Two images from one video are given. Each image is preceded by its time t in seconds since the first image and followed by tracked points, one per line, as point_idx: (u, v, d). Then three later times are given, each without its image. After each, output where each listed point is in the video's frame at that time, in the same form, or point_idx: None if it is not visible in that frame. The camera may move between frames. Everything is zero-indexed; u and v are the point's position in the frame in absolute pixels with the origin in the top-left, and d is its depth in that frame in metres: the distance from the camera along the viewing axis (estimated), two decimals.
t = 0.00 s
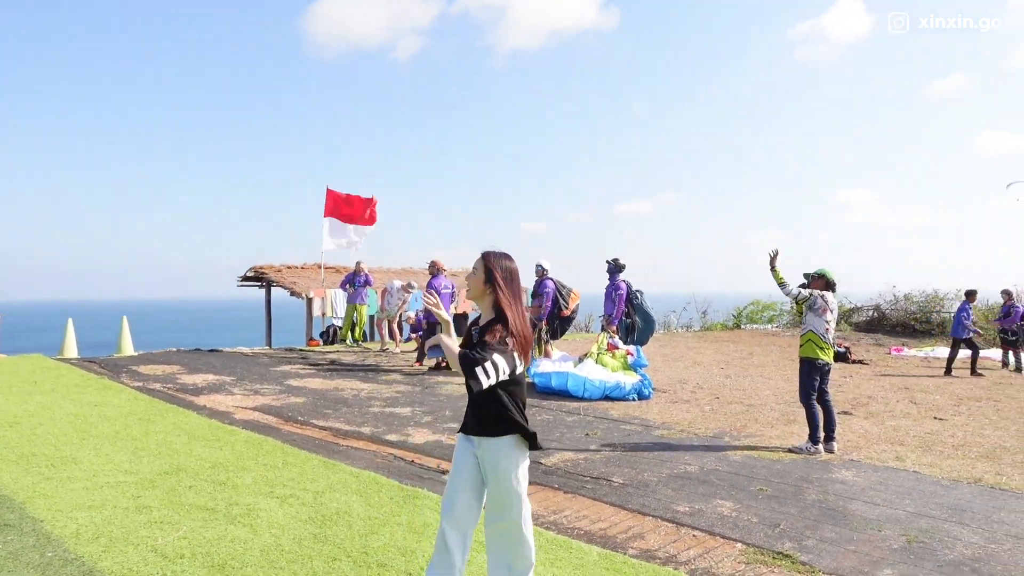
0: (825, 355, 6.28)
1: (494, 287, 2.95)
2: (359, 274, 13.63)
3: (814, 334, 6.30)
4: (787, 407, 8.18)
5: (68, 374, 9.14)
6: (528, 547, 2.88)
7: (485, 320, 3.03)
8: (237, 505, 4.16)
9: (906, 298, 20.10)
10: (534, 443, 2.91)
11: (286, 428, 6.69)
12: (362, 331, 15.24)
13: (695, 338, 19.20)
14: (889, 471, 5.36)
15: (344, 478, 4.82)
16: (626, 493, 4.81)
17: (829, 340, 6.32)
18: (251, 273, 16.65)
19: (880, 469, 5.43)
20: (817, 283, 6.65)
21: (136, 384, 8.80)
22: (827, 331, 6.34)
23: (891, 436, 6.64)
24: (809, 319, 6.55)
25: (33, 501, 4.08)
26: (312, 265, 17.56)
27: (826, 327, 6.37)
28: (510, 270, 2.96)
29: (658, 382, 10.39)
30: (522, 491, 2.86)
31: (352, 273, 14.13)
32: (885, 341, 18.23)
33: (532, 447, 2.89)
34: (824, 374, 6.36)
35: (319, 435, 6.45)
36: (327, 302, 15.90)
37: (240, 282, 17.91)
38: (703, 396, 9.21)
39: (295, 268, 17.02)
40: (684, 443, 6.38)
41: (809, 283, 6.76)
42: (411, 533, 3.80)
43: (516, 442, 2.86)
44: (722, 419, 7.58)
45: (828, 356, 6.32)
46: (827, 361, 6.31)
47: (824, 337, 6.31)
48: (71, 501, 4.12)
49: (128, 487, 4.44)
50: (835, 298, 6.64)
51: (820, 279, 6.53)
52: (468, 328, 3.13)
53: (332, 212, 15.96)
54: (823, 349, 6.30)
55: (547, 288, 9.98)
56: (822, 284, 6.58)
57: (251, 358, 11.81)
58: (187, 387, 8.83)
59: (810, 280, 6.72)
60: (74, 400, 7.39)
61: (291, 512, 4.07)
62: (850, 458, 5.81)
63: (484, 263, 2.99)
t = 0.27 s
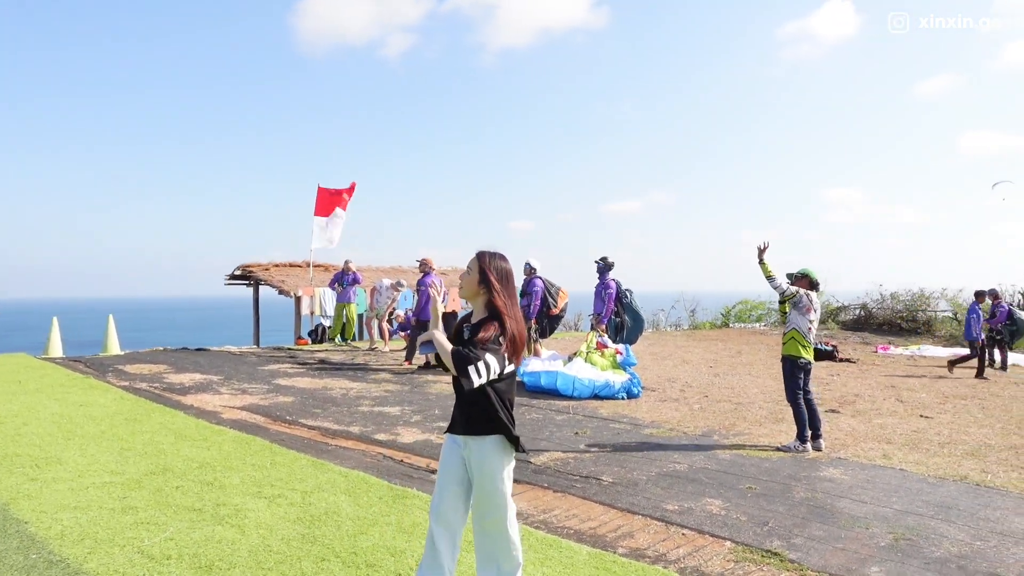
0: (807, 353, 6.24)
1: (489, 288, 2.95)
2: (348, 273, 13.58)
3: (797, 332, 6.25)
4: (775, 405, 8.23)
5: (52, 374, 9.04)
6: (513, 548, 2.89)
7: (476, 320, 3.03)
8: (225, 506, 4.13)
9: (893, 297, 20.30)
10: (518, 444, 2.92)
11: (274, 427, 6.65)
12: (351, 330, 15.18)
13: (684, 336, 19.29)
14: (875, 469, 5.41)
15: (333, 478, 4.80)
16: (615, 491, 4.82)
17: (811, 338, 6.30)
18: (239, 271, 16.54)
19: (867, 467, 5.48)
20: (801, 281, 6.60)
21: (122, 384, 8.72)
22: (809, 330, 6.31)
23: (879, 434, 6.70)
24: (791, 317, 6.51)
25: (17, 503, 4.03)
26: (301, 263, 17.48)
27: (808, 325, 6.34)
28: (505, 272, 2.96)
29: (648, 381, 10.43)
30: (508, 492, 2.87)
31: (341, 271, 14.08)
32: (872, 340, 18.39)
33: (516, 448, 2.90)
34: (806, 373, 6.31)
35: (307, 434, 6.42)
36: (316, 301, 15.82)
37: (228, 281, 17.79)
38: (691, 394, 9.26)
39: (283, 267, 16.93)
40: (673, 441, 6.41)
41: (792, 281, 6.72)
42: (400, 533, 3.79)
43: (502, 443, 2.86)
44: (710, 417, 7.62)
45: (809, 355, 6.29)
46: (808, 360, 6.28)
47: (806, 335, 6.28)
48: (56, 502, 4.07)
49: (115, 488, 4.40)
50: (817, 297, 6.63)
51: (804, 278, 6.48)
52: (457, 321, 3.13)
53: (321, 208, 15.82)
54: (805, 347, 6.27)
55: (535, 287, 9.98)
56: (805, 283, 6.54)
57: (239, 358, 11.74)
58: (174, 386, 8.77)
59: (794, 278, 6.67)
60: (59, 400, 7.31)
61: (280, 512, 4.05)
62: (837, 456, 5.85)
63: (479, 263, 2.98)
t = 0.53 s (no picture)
0: (788, 351, 6.37)
1: (479, 288, 2.95)
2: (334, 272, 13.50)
3: (779, 331, 6.37)
4: (761, 404, 8.29)
5: (34, 375, 8.92)
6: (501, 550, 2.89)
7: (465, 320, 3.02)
8: (211, 507, 4.09)
9: (876, 295, 20.53)
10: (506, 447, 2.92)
11: (260, 428, 6.60)
12: (338, 330, 15.11)
13: (670, 335, 19.39)
14: (861, 466, 5.47)
15: (320, 478, 4.78)
16: (603, 490, 4.83)
17: (792, 336, 6.42)
18: (224, 270, 16.41)
19: (852, 465, 5.53)
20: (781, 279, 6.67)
21: (106, 384, 8.62)
22: (791, 328, 6.43)
23: (863, 431, 6.77)
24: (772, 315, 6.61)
25: None
26: (287, 262, 17.37)
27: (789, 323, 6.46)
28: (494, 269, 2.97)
29: (635, 380, 10.47)
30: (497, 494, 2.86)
31: (327, 271, 14.00)
32: (856, 338, 18.59)
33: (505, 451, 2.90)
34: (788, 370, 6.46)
35: (294, 435, 6.38)
36: (302, 300, 15.74)
37: (212, 280, 17.63)
38: (678, 393, 9.30)
39: (268, 266, 16.82)
40: (661, 440, 6.43)
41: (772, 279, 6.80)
42: (388, 534, 3.78)
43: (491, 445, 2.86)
44: (697, 416, 7.66)
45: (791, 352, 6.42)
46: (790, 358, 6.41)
47: (788, 334, 6.43)
48: (39, 505, 4.02)
49: (99, 490, 4.35)
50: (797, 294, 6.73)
51: (785, 276, 6.56)
52: (444, 324, 3.10)
53: (308, 207, 15.70)
54: (787, 345, 6.39)
55: (520, 287, 9.99)
56: (786, 281, 6.62)
57: (224, 358, 11.64)
58: (158, 387, 8.68)
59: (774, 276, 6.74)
60: (41, 401, 7.21)
61: (267, 513, 4.02)
62: (823, 454, 5.91)
63: (467, 262, 2.98)
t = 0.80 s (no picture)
0: (768, 351, 6.38)
1: (470, 290, 2.94)
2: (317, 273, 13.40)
3: (758, 332, 6.40)
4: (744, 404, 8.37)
5: (9, 377, 8.75)
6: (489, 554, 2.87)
7: (455, 322, 3.01)
8: (194, 511, 4.04)
9: (856, 296, 20.81)
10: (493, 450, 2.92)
11: (242, 430, 6.54)
12: (320, 331, 14.99)
13: (653, 335, 19.49)
14: (842, 465, 5.54)
15: (305, 481, 4.74)
16: (589, 491, 4.84)
17: (771, 336, 6.44)
18: (205, 271, 16.21)
19: (834, 463, 5.60)
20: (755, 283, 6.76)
21: (84, 387, 8.49)
22: (769, 328, 6.47)
23: (844, 431, 6.86)
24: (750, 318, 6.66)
25: None
26: (268, 263, 17.22)
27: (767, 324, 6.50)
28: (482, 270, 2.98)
29: (619, 380, 10.51)
30: (483, 496, 2.85)
31: (309, 271, 13.90)
32: (836, 338, 18.82)
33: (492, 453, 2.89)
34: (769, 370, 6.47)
35: (277, 437, 6.32)
36: (284, 301, 15.60)
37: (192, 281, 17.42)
38: (662, 393, 9.36)
39: (249, 266, 16.66)
40: (645, 440, 6.46)
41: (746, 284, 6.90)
42: (374, 536, 3.76)
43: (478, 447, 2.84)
44: (681, 416, 7.71)
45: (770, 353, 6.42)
46: (770, 358, 6.41)
47: (767, 334, 6.42)
48: (17, 510, 3.95)
49: (78, 494, 4.27)
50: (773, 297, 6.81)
51: (759, 279, 6.65)
52: (432, 325, 3.09)
53: (288, 208, 15.59)
54: (766, 346, 6.41)
55: (503, 287, 10.00)
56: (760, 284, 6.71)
57: (205, 359, 11.51)
58: (138, 389, 8.56)
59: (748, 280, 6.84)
60: (17, 404, 7.08)
61: (251, 516, 3.99)
62: (805, 453, 5.97)
63: (457, 264, 2.98)
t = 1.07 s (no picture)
0: (744, 351, 6.48)
1: (459, 288, 2.94)
2: (299, 272, 13.28)
3: (732, 333, 6.50)
4: (727, 403, 8.44)
5: None
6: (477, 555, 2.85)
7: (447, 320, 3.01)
8: (181, 512, 4.00)
9: (835, 295, 21.09)
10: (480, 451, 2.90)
11: (226, 431, 6.47)
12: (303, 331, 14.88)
13: (636, 334, 19.60)
14: (825, 462, 5.61)
15: (291, 482, 4.70)
16: (577, 490, 4.86)
17: (745, 335, 6.54)
18: (185, 270, 16.01)
19: (817, 461, 5.67)
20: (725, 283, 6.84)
21: (63, 387, 8.34)
22: (744, 328, 6.56)
23: (826, 429, 6.95)
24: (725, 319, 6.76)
25: None
26: (250, 262, 17.05)
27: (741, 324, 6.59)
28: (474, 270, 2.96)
29: (603, 379, 10.55)
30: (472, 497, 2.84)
31: (292, 270, 13.79)
32: (816, 337, 19.06)
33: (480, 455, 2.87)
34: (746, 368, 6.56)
35: (261, 437, 6.27)
36: (266, 300, 15.46)
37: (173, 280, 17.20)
38: (646, 392, 9.41)
39: (231, 266, 16.48)
40: (631, 439, 6.49)
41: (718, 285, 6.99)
42: (363, 537, 3.74)
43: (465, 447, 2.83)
44: (665, 414, 7.76)
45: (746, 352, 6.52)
46: (746, 357, 6.50)
47: (741, 334, 6.53)
48: None
49: (61, 497, 4.20)
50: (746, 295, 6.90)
51: (730, 279, 6.73)
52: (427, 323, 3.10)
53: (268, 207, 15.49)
54: (742, 345, 6.50)
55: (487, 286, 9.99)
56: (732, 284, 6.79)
57: (187, 359, 11.37)
58: (118, 389, 8.43)
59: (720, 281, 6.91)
60: None
61: (237, 518, 3.95)
62: (789, 451, 6.04)
63: (449, 262, 2.98)
